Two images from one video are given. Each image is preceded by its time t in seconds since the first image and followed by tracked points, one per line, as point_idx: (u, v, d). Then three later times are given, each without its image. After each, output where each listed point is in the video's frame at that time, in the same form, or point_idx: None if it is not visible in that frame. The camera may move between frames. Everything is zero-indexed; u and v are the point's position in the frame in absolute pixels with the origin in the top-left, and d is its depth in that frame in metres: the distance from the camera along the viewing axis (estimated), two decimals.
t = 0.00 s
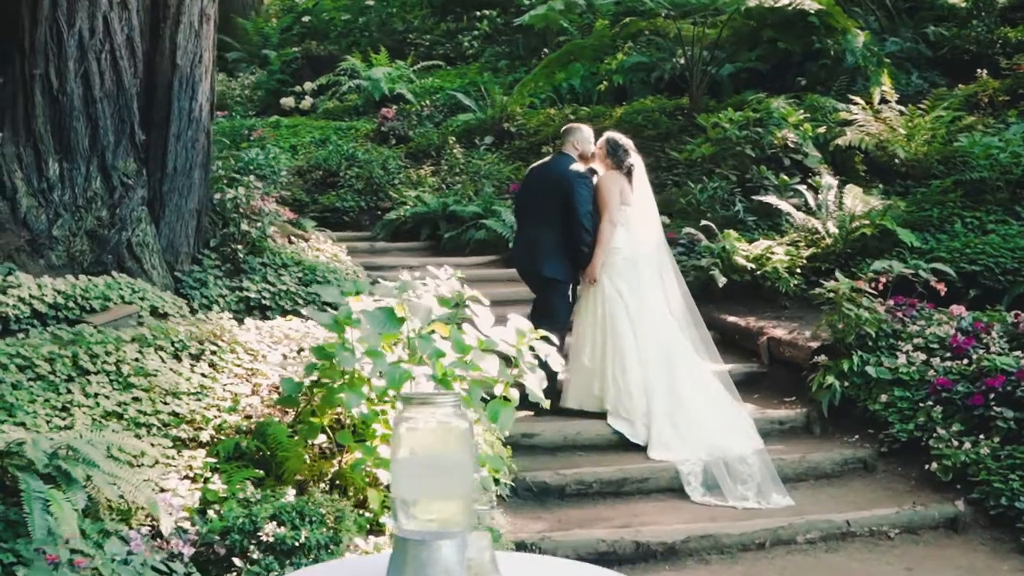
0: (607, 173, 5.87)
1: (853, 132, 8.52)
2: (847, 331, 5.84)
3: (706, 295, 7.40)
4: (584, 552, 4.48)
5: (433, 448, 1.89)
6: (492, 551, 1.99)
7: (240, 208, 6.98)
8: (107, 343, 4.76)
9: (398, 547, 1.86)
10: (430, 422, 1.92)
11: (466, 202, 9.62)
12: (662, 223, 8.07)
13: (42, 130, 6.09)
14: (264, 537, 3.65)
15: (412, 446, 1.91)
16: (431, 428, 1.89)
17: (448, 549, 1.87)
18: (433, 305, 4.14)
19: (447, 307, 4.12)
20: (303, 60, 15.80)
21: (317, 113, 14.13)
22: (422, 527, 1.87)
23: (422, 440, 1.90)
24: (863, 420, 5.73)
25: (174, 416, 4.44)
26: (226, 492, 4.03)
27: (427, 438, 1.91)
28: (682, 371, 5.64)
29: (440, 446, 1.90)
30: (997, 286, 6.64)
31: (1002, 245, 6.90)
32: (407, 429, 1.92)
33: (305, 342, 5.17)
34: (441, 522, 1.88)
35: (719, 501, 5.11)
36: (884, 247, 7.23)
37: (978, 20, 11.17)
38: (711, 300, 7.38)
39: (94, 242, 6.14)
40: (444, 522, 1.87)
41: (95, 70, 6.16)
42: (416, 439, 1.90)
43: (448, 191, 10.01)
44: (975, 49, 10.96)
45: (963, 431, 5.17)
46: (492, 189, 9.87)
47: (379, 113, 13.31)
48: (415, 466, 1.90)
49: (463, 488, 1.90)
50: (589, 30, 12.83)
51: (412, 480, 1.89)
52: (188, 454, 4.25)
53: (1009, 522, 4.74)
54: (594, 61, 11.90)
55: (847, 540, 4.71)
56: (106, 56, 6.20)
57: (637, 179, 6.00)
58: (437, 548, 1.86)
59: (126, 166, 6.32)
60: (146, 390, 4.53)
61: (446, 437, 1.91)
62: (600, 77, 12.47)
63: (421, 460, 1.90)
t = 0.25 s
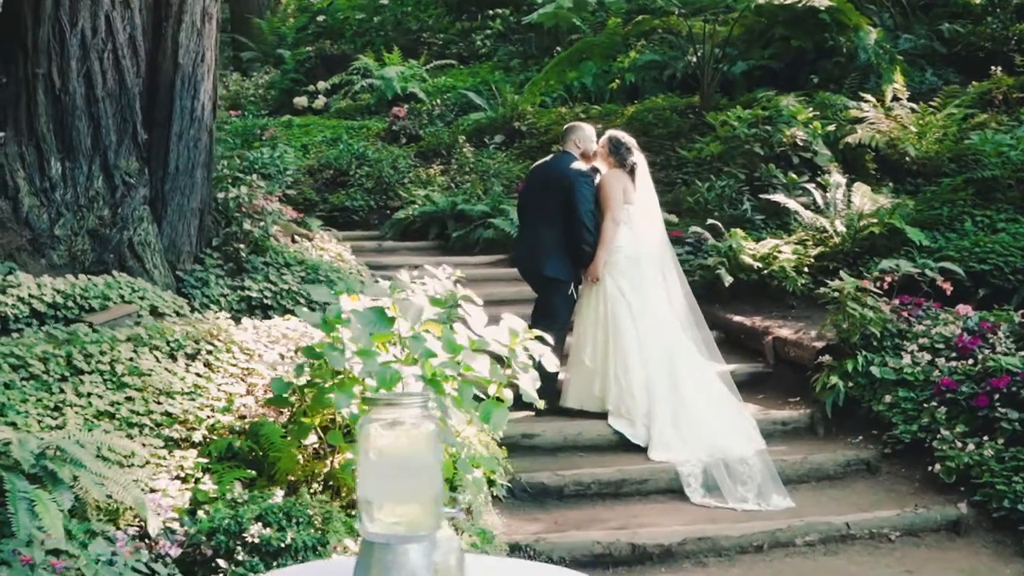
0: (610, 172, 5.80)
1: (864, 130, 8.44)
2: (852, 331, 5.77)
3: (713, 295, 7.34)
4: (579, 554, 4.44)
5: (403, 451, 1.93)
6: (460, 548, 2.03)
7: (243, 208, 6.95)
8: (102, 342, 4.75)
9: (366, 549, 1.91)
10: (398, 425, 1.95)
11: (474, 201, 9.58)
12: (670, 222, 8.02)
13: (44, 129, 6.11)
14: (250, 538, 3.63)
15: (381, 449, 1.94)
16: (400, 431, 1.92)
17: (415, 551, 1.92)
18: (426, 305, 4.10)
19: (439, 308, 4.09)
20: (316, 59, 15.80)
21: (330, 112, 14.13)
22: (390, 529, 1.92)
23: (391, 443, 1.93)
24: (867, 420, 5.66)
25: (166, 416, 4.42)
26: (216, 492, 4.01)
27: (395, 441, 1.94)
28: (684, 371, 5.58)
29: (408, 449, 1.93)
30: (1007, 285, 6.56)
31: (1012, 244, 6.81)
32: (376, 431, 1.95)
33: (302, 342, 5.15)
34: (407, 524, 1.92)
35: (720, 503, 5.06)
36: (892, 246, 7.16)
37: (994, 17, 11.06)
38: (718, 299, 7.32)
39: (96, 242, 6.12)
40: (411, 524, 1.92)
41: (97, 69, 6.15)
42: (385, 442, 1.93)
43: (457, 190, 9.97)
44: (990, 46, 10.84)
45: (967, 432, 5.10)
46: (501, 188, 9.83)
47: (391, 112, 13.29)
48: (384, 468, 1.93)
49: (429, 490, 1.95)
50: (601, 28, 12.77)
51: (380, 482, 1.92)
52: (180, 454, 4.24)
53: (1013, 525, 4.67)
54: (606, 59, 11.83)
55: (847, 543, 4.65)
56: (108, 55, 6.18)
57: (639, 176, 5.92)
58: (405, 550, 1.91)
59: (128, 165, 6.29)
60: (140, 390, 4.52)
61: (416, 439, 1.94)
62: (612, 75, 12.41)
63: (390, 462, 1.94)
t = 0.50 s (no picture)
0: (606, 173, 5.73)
1: (867, 130, 8.37)
2: (849, 333, 5.71)
3: (712, 297, 7.29)
4: (568, 559, 4.39)
5: (355, 453, 1.83)
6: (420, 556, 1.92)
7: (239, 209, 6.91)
8: (90, 345, 4.74)
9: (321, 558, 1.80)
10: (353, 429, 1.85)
11: (477, 203, 9.55)
12: (671, 224, 7.97)
13: (40, 131, 6.07)
14: (227, 543, 3.60)
15: (333, 453, 1.84)
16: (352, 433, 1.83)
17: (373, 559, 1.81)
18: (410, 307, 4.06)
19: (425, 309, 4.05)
20: (324, 61, 15.79)
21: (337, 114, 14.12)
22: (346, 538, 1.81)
23: (344, 447, 1.84)
24: (864, 424, 5.61)
25: (152, 419, 4.40)
26: (199, 495, 3.98)
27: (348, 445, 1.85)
28: (680, 374, 5.54)
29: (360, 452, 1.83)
30: (1008, 287, 6.48)
31: (1014, 245, 6.74)
32: (332, 435, 1.85)
33: (292, 343, 5.12)
34: (365, 531, 1.81)
35: (711, 507, 5.00)
36: (894, 247, 7.09)
37: (1002, 17, 10.97)
38: (718, 301, 7.27)
39: (90, 243, 6.09)
40: (369, 532, 1.81)
41: (93, 70, 6.13)
42: (339, 444, 1.83)
43: (459, 191, 9.94)
44: (999, 45, 10.75)
45: (963, 435, 5.04)
46: (504, 189, 9.80)
47: (397, 114, 13.27)
48: (337, 473, 1.83)
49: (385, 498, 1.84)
50: (607, 28, 12.72)
51: (334, 488, 1.82)
52: (164, 457, 4.22)
53: (1008, 530, 4.61)
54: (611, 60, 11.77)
55: (839, 547, 4.59)
56: (104, 56, 6.16)
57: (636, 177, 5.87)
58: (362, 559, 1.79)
59: (124, 166, 6.27)
60: (126, 392, 4.50)
61: (369, 443, 1.84)
62: (618, 76, 12.36)
63: (343, 467, 1.83)
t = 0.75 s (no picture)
0: (593, 172, 5.70)
1: (863, 129, 8.32)
2: (838, 334, 5.66)
3: (705, 297, 7.25)
4: (548, 562, 4.35)
5: (298, 458, 1.79)
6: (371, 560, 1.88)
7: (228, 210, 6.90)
8: (70, 346, 4.72)
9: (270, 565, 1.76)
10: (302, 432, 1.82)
11: (472, 203, 9.51)
12: (665, 224, 7.93)
13: (27, 132, 6.01)
14: (197, 546, 3.58)
15: (280, 456, 1.81)
16: (297, 437, 1.79)
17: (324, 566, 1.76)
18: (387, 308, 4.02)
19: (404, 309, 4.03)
20: (325, 61, 15.77)
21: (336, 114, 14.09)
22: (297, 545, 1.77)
23: (289, 450, 1.80)
24: (853, 426, 5.56)
25: (130, 420, 4.37)
26: (174, 498, 3.95)
27: (297, 448, 1.81)
28: (667, 374, 5.50)
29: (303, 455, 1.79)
30: (1002, 287, 6.43)
31: (1008, 245, 6.69)
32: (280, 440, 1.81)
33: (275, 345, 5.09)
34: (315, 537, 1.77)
35: (696, 509, 4.96)
36: (888, 247, 7.03)
37: (1002, 15, 10.90)
38: (711, 302, 7.23)
39: (77, 244, 6.05)
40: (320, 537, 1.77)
41: (81, 71, 6.09)
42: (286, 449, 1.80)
43: (455, 192, 9.91)
44: (998, 44, 10.69)
45: (951, 437, 4.99)
46: (500, 189, 9.76)
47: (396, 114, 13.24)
48: (285, 477, 1.80)
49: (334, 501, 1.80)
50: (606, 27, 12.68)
51: (283, 492, 1.78)
52: (141, 459, 4.19)
53: (994, 532, 4.56)
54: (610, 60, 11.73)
55: (823, 550, 4.55)
56: (92, 57, 6.12)
57: (625, 176, 5.83)
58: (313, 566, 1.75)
59: (111, 167, 6.24)
60: (105, 393, 4.48)
61: (315, 446, 1.80)
62: (618, 76, 12.31)
63: (291, 470, 1.80)
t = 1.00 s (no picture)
0: (578, 171, 5.67)
1: (856, 128, 8.28)
2: (824, 334, 5.63)
3: (695, 297, 7.22)
4: (526, 563, 4.33)
5: (244, 456, 1.99)
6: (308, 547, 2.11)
7: (214, 209, 6.91)
8: (48, 346, 4.69)
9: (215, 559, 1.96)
10: (246, 431, 2.01)
11: (465, 202, 9.48)
12: (656, 224, 7.90)
13: (12, 131, 5.93)
14: (165, 547, 3.60)
15: (225, 454, 2.01)
16: (245, 437, 1.99)
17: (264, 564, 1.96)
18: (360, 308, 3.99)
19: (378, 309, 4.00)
20: (322, 60, 15.74)
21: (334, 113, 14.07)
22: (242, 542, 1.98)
23: (236, 449, 2.00)
24: (839, 426, 5.53)
25: (106, 420, 4.35)
26: (148, 498, 3.93)
27: (243, 446, 2.01)
28: (652, 375, 5.47)
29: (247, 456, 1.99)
30: (992, 287, 6.40)
31: (999, 245, 6.65)
32: (222, 439, 2.01)
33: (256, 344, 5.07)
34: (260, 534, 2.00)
35: (677, 510, 4.92)
36: (879, 246, 6.99)
37: (999, 14, 10.85)
38: (701, 302, 7.20)
39: (62, 243, 6.01)
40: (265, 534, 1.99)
41: (66, 70, 6.02)
42: (230, 448, 1.99)
43: (449, 192, 9.88)
44: (996, 43, 10.64)
45: (935, 438, 4.95)
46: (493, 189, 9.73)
47: (393, 113, 13.21)
48: (228, 473, 2.01)
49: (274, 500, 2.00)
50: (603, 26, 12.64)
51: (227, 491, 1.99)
52: (115, 459, 4.17)
53: (976, 534, 4.52)
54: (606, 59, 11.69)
55: (804, 552, 4.51)
56: (78, 55, 6.06)
57: (610, 175, 5.81)
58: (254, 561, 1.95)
59: (97, 166, 6.20)
60: (82, 392, 4.45)
61: (262, 446, 2.01)
62: (615, 75, 12.27)
63: (234, 467, 2.01)
